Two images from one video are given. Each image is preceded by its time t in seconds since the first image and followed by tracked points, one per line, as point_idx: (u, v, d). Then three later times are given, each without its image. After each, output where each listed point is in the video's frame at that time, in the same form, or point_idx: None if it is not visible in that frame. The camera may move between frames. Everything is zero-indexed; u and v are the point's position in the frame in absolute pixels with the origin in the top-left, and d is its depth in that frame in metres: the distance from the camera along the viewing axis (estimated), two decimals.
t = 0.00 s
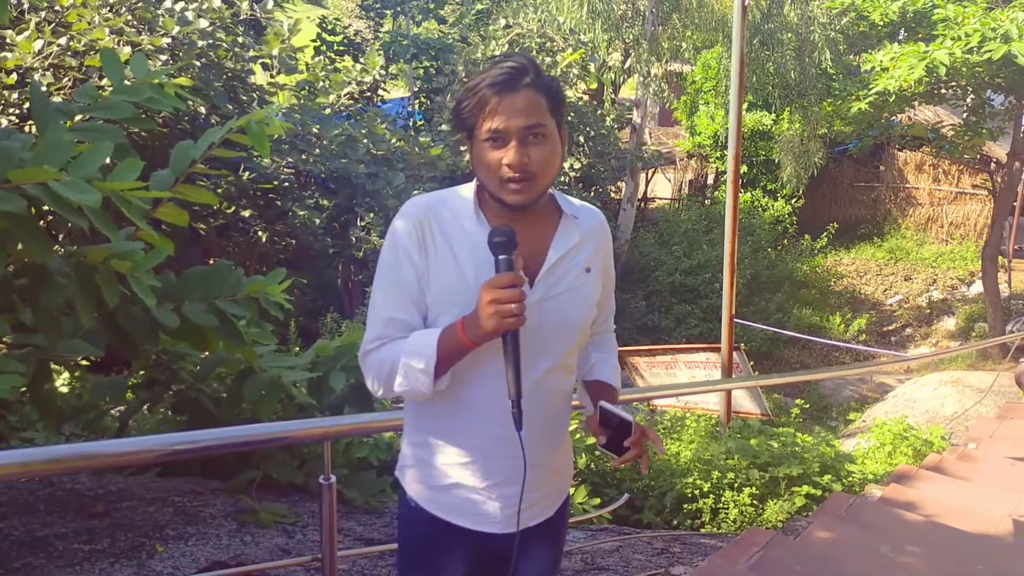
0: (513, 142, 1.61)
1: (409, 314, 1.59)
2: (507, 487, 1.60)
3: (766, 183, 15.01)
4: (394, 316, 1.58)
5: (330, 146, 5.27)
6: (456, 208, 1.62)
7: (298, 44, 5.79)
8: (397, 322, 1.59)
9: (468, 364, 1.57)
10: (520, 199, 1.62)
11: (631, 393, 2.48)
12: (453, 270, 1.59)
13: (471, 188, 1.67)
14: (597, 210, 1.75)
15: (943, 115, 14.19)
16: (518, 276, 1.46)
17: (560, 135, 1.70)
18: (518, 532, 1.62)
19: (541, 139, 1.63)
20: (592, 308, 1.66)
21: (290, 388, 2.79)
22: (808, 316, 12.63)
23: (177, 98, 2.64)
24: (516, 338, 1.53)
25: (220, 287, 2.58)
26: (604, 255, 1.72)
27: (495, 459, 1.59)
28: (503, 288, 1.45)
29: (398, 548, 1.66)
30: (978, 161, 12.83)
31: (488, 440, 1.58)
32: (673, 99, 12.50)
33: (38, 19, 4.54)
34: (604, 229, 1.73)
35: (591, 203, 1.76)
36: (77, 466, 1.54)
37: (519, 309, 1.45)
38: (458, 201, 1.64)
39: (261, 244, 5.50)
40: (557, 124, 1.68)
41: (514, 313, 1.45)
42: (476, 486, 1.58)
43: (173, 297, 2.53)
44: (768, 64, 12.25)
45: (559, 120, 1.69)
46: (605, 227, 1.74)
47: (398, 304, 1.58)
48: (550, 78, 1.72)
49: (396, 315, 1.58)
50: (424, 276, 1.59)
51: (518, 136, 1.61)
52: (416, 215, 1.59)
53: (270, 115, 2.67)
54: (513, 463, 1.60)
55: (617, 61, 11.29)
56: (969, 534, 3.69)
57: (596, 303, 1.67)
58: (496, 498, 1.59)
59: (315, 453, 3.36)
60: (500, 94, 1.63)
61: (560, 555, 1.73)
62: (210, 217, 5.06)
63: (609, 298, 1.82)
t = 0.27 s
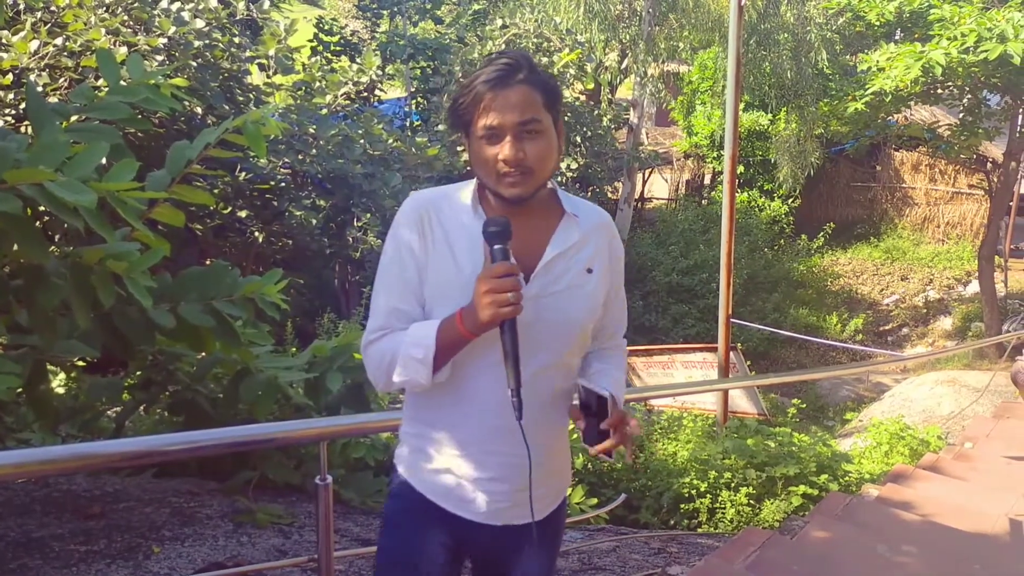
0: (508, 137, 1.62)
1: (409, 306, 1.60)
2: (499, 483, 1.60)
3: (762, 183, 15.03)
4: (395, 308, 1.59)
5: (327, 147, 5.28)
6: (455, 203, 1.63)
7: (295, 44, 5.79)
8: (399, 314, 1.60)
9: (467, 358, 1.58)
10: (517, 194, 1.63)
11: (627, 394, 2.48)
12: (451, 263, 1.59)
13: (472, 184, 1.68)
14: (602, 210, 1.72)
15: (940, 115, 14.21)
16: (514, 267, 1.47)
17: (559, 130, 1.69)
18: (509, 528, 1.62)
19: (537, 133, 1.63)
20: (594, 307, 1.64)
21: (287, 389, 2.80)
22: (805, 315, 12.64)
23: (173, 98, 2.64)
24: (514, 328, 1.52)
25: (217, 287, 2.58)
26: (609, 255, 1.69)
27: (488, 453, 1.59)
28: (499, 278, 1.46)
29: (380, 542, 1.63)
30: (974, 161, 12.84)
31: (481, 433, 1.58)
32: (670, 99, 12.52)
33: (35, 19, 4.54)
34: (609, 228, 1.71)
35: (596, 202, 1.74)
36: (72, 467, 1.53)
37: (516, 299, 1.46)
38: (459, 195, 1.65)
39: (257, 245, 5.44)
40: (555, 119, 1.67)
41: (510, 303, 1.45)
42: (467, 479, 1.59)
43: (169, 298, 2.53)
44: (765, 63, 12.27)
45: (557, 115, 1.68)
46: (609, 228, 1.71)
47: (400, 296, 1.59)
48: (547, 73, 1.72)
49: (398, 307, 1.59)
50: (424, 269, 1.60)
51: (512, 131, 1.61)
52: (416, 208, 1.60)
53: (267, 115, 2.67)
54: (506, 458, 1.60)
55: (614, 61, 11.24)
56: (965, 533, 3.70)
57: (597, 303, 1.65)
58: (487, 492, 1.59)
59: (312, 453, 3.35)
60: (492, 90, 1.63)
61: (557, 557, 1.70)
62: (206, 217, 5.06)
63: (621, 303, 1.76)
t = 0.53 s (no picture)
0: (489, 137, 1.62)
1: (398, 309, 1.64)
2: (486, 488, 1.59)
3: (761, 183, 15.03)
4: (383, 311, 1.63)
5: (325, 148, 5.29)
6: (441, 206, 1.65)
7: (293, 45, 5.80)
8: (388, 318, 1.63)
9: (453, 362, 1.59)
10: (499, 193, 1.63)
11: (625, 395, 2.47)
12: (435, 267, 1.61)
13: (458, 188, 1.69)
14: (594, 210, 1.69)
15: (938, 115, 14.22)
16: (497, 270, 1.47)
17: (541, 130, 1.69)
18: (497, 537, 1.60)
19: (518, 132, 1.63)
20: (582, 308, 1.61)
21: (286, 389, 2.80)
22: (804, 315, 12.64)
23: (171, 99, 2.64)
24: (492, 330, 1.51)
25: (216, 287, 2.58)
26: (601, 254, 1.65)
27: (476, 458, 1.59)
28: (482, 281, 1.46)
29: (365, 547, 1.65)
30: (972, 160, 12.86)
31: (467, 438, 1.59)
32: (668, 100, 12.53)
33: (33, 20, 4.54)
34: (601, 227, 1.67)
35: (588, 202, 1.72)
36: (69, 468, 1.53)
37: (497, 302, 1.45)
38: (445, 199, 1.67)
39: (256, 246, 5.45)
40: (536, 119, 1.67)
41: (492, 306, 1.45)
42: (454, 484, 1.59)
43: (167, 299, 2.52)
44: (763, 64, 12.27)
45: (539, 115, 1.68)
46: (602, 228, 1.67)
47: (387, 299, 1.62)
48: (529, 74, 1.72)
49: (386, 310, 1.63)
50: (412, 272, 1.62)
51: (493, 131, 1.61)
52: (403, 212, 1.63)
53: (265, 116, 2.67)
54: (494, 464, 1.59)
55: (611, 61, 11.29)
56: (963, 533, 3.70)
57: (586, 305, 1.62)
58: (474, 499, 1.59)
59: (311, 454, 3.35)
60: (471, 92, 1.64)
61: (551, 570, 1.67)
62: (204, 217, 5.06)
63: (621, 304, 1.70)
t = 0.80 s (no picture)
0: (467, 136, 1.61)
1: (384, 320, 1.65)
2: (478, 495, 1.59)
3: (761, 183, 15.03)
4: (366, 321, 1.65)
5: (325, 148, 5.30)
6: (422, 214, 1.65)
7: (293, 45, 5.80)
8: (371, 328, 1.65)
9: (440, 373, 1.60)
10: (480, 193, 1.62)
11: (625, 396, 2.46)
12: (418, 273, 1.61)
13: (440, 192, 1.69)
14: (578, 209, 1.67)
15: (937, 115, 14.22)
16: (480, 281, 1.47)
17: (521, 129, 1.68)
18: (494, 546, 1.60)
19: (497, 130, 1.62)
20: (568, 310, 1.60)
21: (285, 390, 2.80)
22: (804, 316, 12.64)
23: (171, 99, 2.64)
24: (475, 344, 1.52)
25: (216, 288, 2.58)
26: (587, 253, 1.63)
27: (465, 465, 1.59)
28: (464, 291, 1.46)
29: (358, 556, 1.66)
30: (972, 161, 12.86)
31: (459, 449, 1.59)
32: (668, 100, 12.53)
33: (33, 21, 4.54)
34: (587, 226, 1.65)
35: (573, 200, 1.70)
36: (69, 469, 1.53)
37: (480, 313, 1.46)
38: (427, 204, 1.67)
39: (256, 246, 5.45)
40: (515, 117, 1.66)
41: (475, 317, 1.45)
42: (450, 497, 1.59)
43: (167, 299, 2.52)
44: (763, 64, 12.28)
45: (518, 113, 1.68)
46: (586, 227, 1.66)
47: (372, 309, 1.64)
48: (507, 73, 1.72)
49: (371, 321, 1.65)
50: (395, 282, 1.63)
51: (471, 130, 1.61)
52: (385, 222, 1.63)
53: (266, 116, 2.67)
54: (487, 472, 1.59)
55: (611, 61, 11.30)
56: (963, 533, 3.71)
57: (572, 305, 1.60)
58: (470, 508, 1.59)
59: (311, 454, 3.35)
60: (448, 91, 1.64)
61: None
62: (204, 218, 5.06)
63: (609, 304, 1.67)
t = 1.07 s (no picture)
0: (442, 141, 1.63)
1: (369, 335, 1.65)
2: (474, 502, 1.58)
3: (762, 184, 15.03)
4: (350, 337, 1.64)
5: (326, 149, 5.31)
6: (403, 225, 1.65)
7: (293, 46, 5.80)
8: (355, 344, 1.64)
9: (428, 382, 1.60)
10: (460, 199, 1.62)
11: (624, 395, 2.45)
12: (402, 283, 1.61)
13: (420, 201, 1.70)
14: (560, 206, 1.68)
15: (938, 116, 14.23)
16: (461, 289, 1.47)
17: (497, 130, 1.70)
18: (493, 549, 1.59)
19: (471, 133, 1.64)
20: (554, 308, 1.60)
21: (286, 391, 2.80)
22: (805, 316, 12.64)
23: (172, 99, 2.65)
24: (459, 356, 1.54)
25: (216, 289, 2.58)
26: (574, 249, 1.63)
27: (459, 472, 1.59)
28: (446, 300, 1.46)
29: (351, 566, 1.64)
30: (973, 161, 12.86)
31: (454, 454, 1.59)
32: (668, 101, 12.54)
33: (33, 21, 4.54)
34: (572, 223, 1.66)
35: (555, 197, 1.71)
36: (69, 469, 1.53)
37: (463, 322, 1.46)
38: (408, 214, 1.67)
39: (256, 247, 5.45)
40: (489, 118, 1.68)
41: (457, 327, 1.46)
42: (447, 503, 1.59)
43: (169, 299, 2.52)
44: (763, 64, 12.29)
45: (493, 113, 1.69)
46: (570, 223, 1.66)
47: (355, 325, 1.63)
48: (480, 76, 1.74)
49: (354, 336, 1.64)
50: (377, 295, 1.63)
51: (445, 135, 1.63)
52: (366, 235, 1.63)
53: (266, 116, 2.68)
54: (483, 476, 1.58)
55: (612, 61, 11.29)
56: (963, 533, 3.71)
57: (560, 303, 1.61)
58: (467, 513, 1.58)
59: (311, 455, 3.35)
60: (421, 97, 1.66)
61: None
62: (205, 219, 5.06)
63: (598, 299, 1.65)
